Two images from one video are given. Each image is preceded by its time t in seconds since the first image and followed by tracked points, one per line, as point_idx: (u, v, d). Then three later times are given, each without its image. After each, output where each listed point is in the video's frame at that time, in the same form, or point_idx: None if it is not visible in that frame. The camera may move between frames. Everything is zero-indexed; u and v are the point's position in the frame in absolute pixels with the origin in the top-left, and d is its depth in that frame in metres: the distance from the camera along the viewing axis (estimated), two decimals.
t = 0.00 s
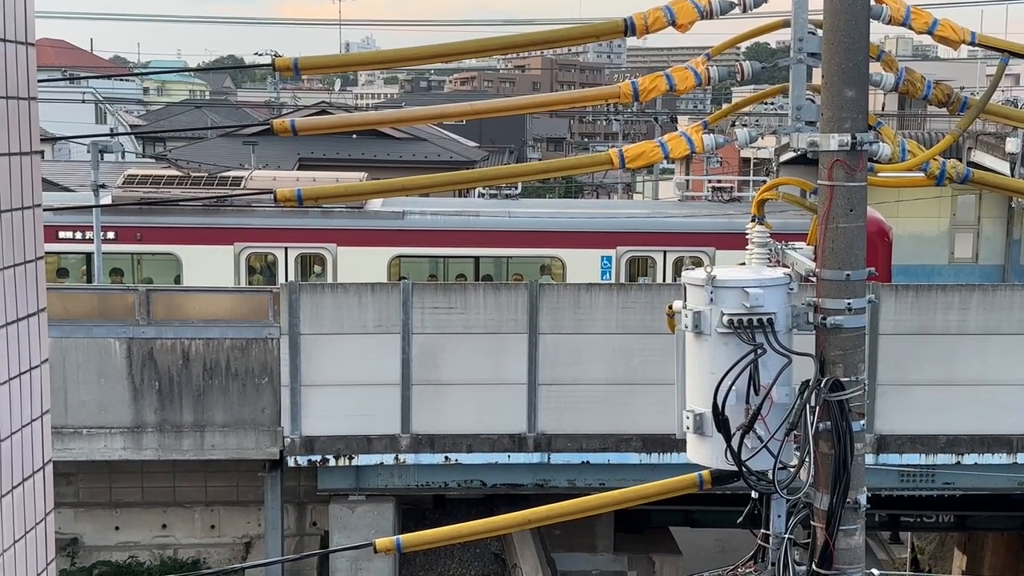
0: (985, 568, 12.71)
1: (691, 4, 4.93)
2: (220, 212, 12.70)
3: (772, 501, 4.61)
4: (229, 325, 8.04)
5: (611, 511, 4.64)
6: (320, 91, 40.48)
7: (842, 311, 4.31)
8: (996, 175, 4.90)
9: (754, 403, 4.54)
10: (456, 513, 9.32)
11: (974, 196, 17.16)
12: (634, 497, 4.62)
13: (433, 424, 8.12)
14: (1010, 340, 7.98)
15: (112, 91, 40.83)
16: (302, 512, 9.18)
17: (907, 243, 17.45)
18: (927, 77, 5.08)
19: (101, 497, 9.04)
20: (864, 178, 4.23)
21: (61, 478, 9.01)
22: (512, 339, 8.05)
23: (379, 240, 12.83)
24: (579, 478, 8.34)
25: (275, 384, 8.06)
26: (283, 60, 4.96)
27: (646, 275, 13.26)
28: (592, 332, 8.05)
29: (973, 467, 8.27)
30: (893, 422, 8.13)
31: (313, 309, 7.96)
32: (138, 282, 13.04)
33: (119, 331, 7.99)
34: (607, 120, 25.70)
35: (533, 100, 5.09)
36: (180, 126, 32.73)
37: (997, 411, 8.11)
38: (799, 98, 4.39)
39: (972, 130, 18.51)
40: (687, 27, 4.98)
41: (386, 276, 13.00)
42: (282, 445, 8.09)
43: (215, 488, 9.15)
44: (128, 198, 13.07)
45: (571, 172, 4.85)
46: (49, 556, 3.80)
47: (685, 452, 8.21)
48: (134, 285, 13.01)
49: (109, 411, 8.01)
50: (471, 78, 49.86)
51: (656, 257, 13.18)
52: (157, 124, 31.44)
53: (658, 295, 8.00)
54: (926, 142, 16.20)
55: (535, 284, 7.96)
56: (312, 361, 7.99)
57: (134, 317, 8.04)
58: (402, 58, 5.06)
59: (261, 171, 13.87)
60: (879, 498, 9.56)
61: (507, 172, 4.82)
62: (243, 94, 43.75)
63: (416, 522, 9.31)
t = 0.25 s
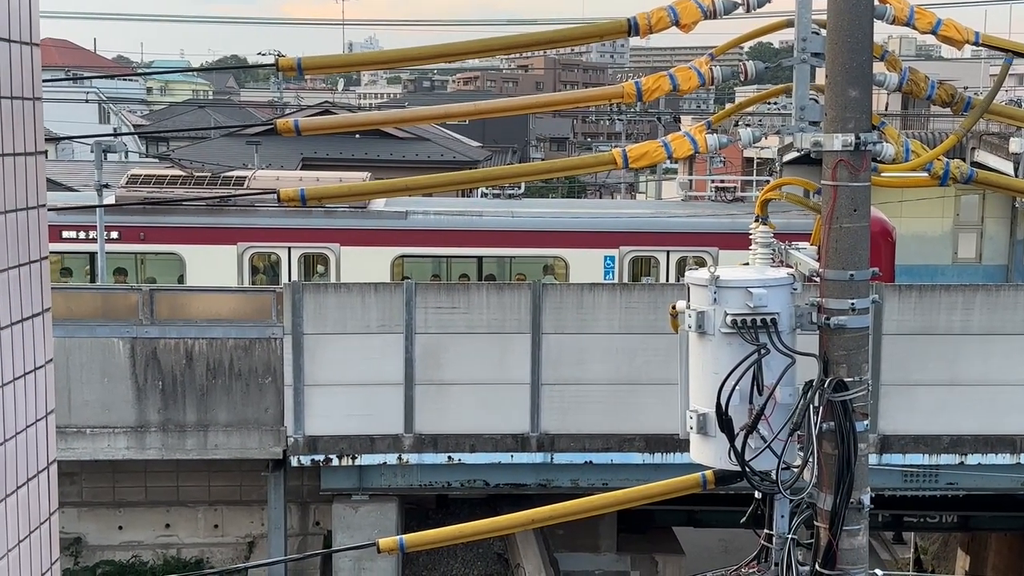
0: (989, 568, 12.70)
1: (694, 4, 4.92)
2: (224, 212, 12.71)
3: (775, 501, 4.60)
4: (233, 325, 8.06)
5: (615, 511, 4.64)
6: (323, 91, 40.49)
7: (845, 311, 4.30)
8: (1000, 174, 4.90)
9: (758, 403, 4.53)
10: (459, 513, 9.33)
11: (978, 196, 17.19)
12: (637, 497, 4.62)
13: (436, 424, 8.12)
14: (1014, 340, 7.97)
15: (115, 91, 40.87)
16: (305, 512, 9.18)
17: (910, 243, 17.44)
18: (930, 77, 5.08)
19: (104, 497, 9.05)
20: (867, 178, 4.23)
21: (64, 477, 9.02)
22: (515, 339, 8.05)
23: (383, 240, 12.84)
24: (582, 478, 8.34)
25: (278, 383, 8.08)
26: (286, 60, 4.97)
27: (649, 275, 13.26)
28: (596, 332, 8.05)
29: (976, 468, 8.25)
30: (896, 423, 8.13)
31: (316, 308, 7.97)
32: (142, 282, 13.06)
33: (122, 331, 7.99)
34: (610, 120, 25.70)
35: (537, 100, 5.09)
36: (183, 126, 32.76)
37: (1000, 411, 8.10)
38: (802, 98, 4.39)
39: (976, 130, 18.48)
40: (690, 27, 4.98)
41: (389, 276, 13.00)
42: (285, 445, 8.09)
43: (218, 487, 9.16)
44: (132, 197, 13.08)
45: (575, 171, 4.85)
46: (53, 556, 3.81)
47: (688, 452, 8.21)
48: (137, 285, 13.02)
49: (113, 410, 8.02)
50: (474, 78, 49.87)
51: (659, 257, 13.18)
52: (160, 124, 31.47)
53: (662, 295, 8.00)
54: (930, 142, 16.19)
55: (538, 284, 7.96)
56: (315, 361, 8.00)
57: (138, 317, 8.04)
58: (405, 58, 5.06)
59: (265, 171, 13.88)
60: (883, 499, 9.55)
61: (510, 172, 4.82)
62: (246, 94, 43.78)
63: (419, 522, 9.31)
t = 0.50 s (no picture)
0: (991, 569, 12.68)
1: (697, 4, 4.91)
2: (226, 212, 12.71)
3: (778, 502, 4.60)
4: (236, 325, 8.06)
5: (617, 511, 4.63)
6: (325, 91, 40.50)
7: (848, 312, 4.30)
8: (1002, 175, 4.89)
9: (760, 403, 4.53)
10: (461, 514, 9.33)
11: (981, 196, 17.22)
12: (640, 498, 4.60)
13: (438, 424, 8.13)
14: (1016, 340, 7.96)
15: (117, 91, 40.90)
16: (308, 512, 9.18)
17: (913, 243, 17.39)
18: (933, 78, 5.07)
19: (107, 496, 9.05)
20: (870, 178, 4.23)
21: (66, 477, 9.02)
22: (517, 339, 8.05)
23: (385, 240, 12.84)
24: (584, 478, 8.34)
25: (280, 383, 8.08)
26: (289, 60, 4.97)
27: (652, 275, 13.25)
28: (598, 332, 8.05)
29: (979, 468, 8.24)
30: (899, 423, 8.12)
31: (319, 308, 7.97)
32: (144, 282, 13.07)
33: (125, 331, 8.00)
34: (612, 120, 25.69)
35: (539, 100, 5.09)
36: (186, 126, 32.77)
37: (1003, 411, 8.09)
38: (805, 99, 4.39)
39: (978, 130, 18.46)
40: (693, 28, 4.97)
41: (391, 276, 13.00)
42: (287, 445, 8.09)
43: (221, 487, 9.18)
44: (135, 197, 13.09)
45: (578, 172, 4.85)
46: (56, 556, 3.81)
47: (691, 452, 8.20)
48: (140, 285, 13.03)
49: (115, 410, 8.02)
50: (476, 78, 49.88)
51: (662, 257, 13.18)
52: (163, 124, 31.49)
53: (664, 296, 8.00)
54: (932, 142, 16.18)
55: (541, 285, 7.96)
56: (317, 361, 8.00)
57: (140, 317, 8.05)
58: (408, 58, 5.07)
59: (267, 171, 13.89)
60: (885, 499, 9.54)
61: (512, 172, 4.82)
62: (249, 94, 43.80)
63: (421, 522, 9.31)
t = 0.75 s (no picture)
0: (993, 569, 12.68)
1: (698, 4, 4.91)
2: (228, 212, 12.72)
3: (779, 503, 4.60)
4: (237, 325, 8.06)
5: (618, 512, 4.63)
6: (327, 91, 40.52)
7: (849, 313, 4.30)
8: (1004, 176, 4.88)
9: (761, 404, 4.53)
10: (463, 514, 9.33)
11: (982, 197, 17.22)
12: (641, 498, 4.60)
13: (440, 425, 8.13)
14: (1018, 341, 7.95)
15: (119, 91, 40.92)
16: (309, 512, 9.19)
17: (914, 243, 17.38)
18: (934, 78, 5.06)
19: (109, 497, 9.06)
20: (871, 179, 4.22)
21: (68, 477, 9.04)
22: (518, 340, 8.05)
23: (387, 240, 12.85)
24: (585, 479, 8.34)
25: (282, 384, 8.10)
26: (290, 61, 4.97)
27: (653, 276, 13.24)
28: (599, 332, 8.05)
29: (980, 469, 8.24)
30: (901, 424, 8.12)
31: (320, 308, 7.97)
32: (146, 283, 13.07)
33: (126, 331, 8.00)
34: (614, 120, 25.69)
35: (541, 101, 5.09)
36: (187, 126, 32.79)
37: (1005, 412, 8.08)
38: (806, 99, 4.38)
39: (980, 131, 18.45)
40: (695, 28, 4.97)
41: (393, 277, 13.00)
42: (289, 445, 8.10)
43: (222, 488, 9.18)
44: (136, 198, 13.09)
45: (580, 172, 4.86)
46: (57, 556, 3.81)
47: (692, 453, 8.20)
48: (142, 285, 13.03)
49: (117, 410, 8.03)
50: (478, 79, 49.90)
51: (663, 258, 13.17)
52: (165, 124, 31.51)
53: (665, 296, 8.00)
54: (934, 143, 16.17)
55: (542, 285, 7.96)
56: (319, 361, 8.00)
57: (142, 317, 8.05)
58: (409, 59, 5.07)
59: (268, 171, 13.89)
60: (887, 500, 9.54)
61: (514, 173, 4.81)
62: (251, 95, 43.83)
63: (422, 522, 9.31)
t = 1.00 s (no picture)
0: (994, 570, 12.67)
1: (699, 5, 4.91)
2: (228, 213, 12.72)
3: (779, 504, 4.59)
4: (238, 326, 8.08)
5: (618, 513, 4.63)
6: (328, 92, 40.52)
7: (850, 313, 4.30)
8: (1005, 177, 4.88)
9: (762, 405, 4.53)
10: (463, 515, 9.32)
11: (983, 198, 17.24)
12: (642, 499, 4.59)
13: (440, 426, 8.12)
14: (1019, 342, 7.94)
15: (120, 92, 40.93)
16: (310, 513, 9.19)
17: (915, 244, 17.37)
18: (936, 79, 5.04)
19: (109, 497, 9.07)
20: (872, 180, 4.22)
21: (68, 478, 9.04)
22: (519, 341, 8.05)
23: (388, 241, 12.85)
24: (586, 480, 8.34)
25: (282, 385, 8.10)
26: (291, 62, 4.97)
27: (654, 277, 13.24)
28: (600, 333, 8.05)
29: (981, 470, 8.23)
30: (901, 425, 8.11)
31: (321, 309, 7.97)
32: (147, 283, 13.08)
33: (127, 331, 8.01)
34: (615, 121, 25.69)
35: (541, 102, 5.08)
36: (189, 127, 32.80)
37: (1006, 413, 8.07)
38: (807, 100, 4.39)
39: (981, 132, 18.44)
40: (696, 29, 4.98)
41: (394, 277, 13.00)
42: (289, 446, 8.10)
43: (223, 488, 9.18)
44: (137, 198, 13.10)
45: (581, 173, 4.86)
46: (58, 556, 3.81)
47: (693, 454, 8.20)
48: (142, 286, 13.04)
49: (117, 411, 8.03)
50: (479, 80, 49.90)
51: (664, 259, 13.17)
52: (166, 125, 31.52)
53: (666, 297, 8.00)
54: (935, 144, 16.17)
55: (543, 286, 7.95)
56: (320, 362, 8.00)
57: (143, 318, 8.06)
58: (410, 60, 5.07)
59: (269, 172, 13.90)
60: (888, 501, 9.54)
61: (514, 174, 4.80)
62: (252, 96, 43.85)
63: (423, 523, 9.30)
